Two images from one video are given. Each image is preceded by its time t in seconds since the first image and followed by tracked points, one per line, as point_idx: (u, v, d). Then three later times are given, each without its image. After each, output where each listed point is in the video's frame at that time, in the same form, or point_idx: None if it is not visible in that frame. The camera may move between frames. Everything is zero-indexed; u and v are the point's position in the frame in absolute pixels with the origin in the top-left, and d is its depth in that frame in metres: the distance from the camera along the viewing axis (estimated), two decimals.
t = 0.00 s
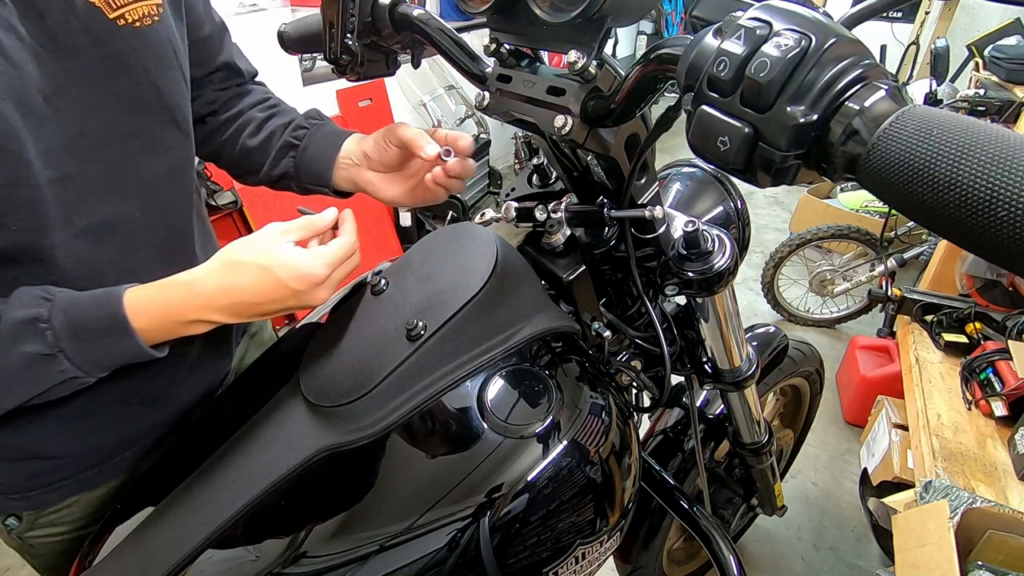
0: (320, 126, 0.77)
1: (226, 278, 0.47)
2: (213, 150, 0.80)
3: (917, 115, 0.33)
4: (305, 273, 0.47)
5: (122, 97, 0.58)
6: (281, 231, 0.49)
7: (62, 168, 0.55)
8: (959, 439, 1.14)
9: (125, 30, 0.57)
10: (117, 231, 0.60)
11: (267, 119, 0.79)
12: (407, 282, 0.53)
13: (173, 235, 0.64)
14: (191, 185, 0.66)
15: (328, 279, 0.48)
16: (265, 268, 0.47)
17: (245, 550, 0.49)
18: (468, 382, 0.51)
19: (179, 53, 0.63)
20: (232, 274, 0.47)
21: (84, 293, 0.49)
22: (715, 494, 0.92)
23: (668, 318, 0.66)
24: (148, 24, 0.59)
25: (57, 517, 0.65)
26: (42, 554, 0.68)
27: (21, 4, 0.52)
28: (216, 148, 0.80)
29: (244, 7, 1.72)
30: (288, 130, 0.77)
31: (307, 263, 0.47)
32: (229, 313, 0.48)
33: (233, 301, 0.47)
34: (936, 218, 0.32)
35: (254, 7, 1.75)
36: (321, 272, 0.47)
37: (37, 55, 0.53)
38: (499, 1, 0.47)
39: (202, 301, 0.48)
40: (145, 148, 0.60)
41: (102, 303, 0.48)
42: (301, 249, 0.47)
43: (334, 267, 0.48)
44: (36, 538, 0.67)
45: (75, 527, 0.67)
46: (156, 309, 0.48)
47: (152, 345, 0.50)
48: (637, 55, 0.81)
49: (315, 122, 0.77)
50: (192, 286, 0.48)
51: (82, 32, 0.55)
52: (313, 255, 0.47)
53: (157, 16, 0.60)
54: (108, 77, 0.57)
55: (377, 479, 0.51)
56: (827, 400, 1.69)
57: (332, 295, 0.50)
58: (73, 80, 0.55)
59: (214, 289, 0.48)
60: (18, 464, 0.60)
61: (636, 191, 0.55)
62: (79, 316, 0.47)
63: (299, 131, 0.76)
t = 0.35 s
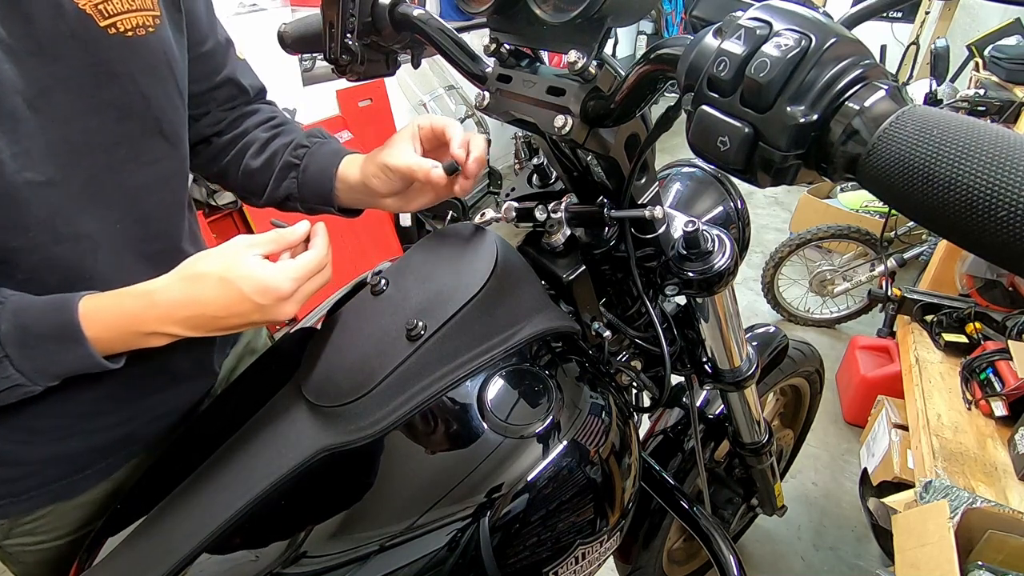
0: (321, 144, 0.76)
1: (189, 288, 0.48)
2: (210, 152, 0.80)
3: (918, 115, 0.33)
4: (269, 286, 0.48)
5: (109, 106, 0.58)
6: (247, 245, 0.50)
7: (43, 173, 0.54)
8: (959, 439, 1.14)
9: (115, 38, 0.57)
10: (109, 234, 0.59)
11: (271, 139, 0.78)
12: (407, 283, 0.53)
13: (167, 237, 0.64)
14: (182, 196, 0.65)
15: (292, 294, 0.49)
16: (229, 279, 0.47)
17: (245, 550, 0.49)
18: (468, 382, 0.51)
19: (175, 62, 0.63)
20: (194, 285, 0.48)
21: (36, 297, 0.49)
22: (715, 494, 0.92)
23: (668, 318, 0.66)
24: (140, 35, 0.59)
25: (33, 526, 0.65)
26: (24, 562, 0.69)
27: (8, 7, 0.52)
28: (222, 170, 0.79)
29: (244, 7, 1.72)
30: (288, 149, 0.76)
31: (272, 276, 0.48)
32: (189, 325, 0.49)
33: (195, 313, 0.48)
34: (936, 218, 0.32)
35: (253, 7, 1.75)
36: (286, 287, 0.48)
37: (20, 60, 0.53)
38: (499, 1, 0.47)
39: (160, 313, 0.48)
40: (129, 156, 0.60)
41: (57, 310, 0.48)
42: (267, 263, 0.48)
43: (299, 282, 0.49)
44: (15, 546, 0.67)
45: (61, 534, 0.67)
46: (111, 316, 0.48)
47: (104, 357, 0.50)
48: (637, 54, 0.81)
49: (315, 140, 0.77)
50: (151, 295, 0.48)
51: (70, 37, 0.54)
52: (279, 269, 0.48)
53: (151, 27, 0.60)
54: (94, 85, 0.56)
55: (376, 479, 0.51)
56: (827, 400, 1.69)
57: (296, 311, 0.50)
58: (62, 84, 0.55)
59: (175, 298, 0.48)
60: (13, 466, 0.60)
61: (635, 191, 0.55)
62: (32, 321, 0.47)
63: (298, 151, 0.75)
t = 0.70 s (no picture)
0: (330, 147, 0.76)
1: (176, 294, 0.48)
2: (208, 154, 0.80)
3: (918, 115, 0.33)
4: (255, 293, 0.48)
5: (97, 106, 0.58)
6: (235, 251, 0.50)
7: (32, 175, 0.54)
8: (959, 439, 1.14)
9: (106, 37, 0.57)
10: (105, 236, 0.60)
11: (278, 142, 0.78)
12: (407, 283, 0.53)
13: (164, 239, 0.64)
14: (176, 198, 0.66)
15: (280, 301, 0.49)
16: (215, 286, 0.48)
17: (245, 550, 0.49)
18: (467, 382, 0.51)
19: (167, 61, 0.63)
20: (182, 291, 0.48)
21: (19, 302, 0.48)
22: (715, 494, 0.92)
23: (668, 317, 0.66)
24: (132, 35, 0.59)
25: (26, 531, 0.65)
26: (18, 566, 0.69)
27: None
28: (229, 175, 0.79)
29: (243, 7, 1.72)
30: (298, 152, 0.76)
31: (259, 283, 0.48)
32: (177, 331, 0.49)
33: (183, 318, 0.48)
34: (936, 218, 0.32)
35: (253, 7, 1.75)
36: (274, 294, 0.49)
37: (8, 59, 0.53)
38: (500, 1, 0.47)
39: (146, 319, 0.48)
40: (120, 156, 0.60)
41: (40, 315, 0.47)
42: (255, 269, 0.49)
43: (288, 289, 0.50)
44: (9, 551, 0.67)
45: (55, 538, 0.67)
46: (97, 321, 0.48)
47: (91, 362, 0.50)
48: (637, 54, 0.81)
49: (324, 143, 0.76)
50: (137, 300, 0.48)
51: (58, 37, 0.55)
52: (267, 276, 0.49)
53: (144, 28, 0.60)
54: (83, 85, 0.56)
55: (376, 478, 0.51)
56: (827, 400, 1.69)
57: (284, 318, 0.51)
58: (52, 85, 0.55)
59: (162, 304, 0.48)
60: (11, 468, 0.60)
61: (636, 191, 0.55)
62: (17, 329, 0.47)
63: (308, 154, 0.75)
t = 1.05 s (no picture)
0: (332, 141, 0.76)
1: (182, 298, 0.48)
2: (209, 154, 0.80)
3: (918, 115, 0.33)
4: (262, 297, 0.48)
5: (97, 105, 0.58)
6: (240, 255, 0.50)
7: (31, 175, 0.54)
8: (959, 439, 1.14)
9: (105, 36, 0.57)
10: (105, 236, 0.59)
11: (279, 137, 0.77)
12: (407, 283, 0.53)
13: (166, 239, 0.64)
14: (178, 198, 0.66)
15: (286, 303, 0.50)
16: (221, 291, 0.48)
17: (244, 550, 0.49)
18: (467, 382, 0.51)
19: (166, 59, 0.63)
20: (189, 295, 0.48)
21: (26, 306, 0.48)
22: (715, 494, 0.92)
23: (668, 318, 0.66)
24: (130, 32, 0.59)
25: (31, 530, 0.65)
26: (20, 565, 0.68)
27: None
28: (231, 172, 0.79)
29: (243, 7, 1.72)
30: (300, 148, 0.76)
31: (265, 286, 0.48)
32: (184, 334, 0.49)
33: (189, 322, 0.48)
34: (936, 219, 0.32)
35: (253, 7, 1.75)
36: (281, 297, 0.49)
37: (8, 59, 0.53)
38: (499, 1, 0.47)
39: (152, 323, 0.48)
40: (123, 155, 0.60)
41: (47, 321, 0.47)
42: (260, 272, 0.49)
43: (294, 292, 0.50)
44: (13, 550, 0.67)
45: (60, 536, 0.67)
46: (102, 326, 0.48)
47: (100, 365, 0.50)
48: (637, 54, 0.81)
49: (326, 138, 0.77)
50: (142, 305, 0.48)
51: (59, 36, 0.54)
52: (272, 280, 0.49)
53: (143, 25, 0.60)
54: (82, 84, 0.56)
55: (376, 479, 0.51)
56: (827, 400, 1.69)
57: (290, 320, 0.51)
58: (52, 85, 0.55)
59: (167, 308, 0.48)
60: (13, 468, 0.59)
61: (635, 191, 0.55)
62: (24, 333, 0.46)
63: (310, 149, 0.75)
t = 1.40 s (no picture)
0: (323, 138, 0.76)
1: (196, 296, 0.48)
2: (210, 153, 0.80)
3: (918, 115, 0.33)
4: (276, 293, 0.48)
5: (108, 106, 0.58)
6: (252, 252, 0.50)
7: (40, 177, 0.54)
8: (959, 439, 1.14)
9: (113, 37, 0.57)
10: (111, 237, 0.59)
11: (271, 131, 0.78)
12: (407, 282, 0.53)
13: (170, 238, 0.64)
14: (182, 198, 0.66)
15: (299, 300, 0.49)
16: (233, 287, 0.48)
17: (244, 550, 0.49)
18: (467, 382, 0.51)
19: (173, 61, 0.63)
20: (202, 292, 0.48)
21: (46, 306, 0.49)
22: (715, 493, 0.92)
23: (668, 317, 0.66)
24: (138, 33, 0.59)
25: (37, 525, 0.65)
26: (26, 560, 0.69)
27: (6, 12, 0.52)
28: (233, 171, 0.79)
29: (243, 7, 1.72)
30: (291, 142, 0.76)
31: (277, 282, 0.48)
32: (198, 332, 0.49)
33: (203, 320, 0.48)
34: (937, 219, 0.32)
35: (253, 7, 1.75)
36: (293, 293, 0.49)
37: (19, 62, 0.53)
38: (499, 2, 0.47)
39: (168, 321, 0.48)
40: (135, 158, 0.60)
41: (63, 320, 0.48)
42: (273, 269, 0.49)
43: (306, 288, 0.50)
44: (19, 545, 0.67)
45: (64, 532, 0.67)
46: (119, 325, 0.49)
47: (118, 361, 0.50)
48: (636, 54, 0.81)
49: (317, 134, 0.77)
50: (157, 304, 0.48)
51: (67, 38, 0.55)
52: (285, 276, 0.49)
53: (149, 25, 0.60)
54: (92, 85, 0.56)
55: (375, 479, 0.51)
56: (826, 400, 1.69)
57: (303, 315, 0.51)
58: (61, 87, 0.55)
59: (181, 306, 0.48)
60: (17, 468, 0.59)
61: (635, 191, 0.55)
62: (45, 332, 0.48)
63: (300, 144, 0.75)
